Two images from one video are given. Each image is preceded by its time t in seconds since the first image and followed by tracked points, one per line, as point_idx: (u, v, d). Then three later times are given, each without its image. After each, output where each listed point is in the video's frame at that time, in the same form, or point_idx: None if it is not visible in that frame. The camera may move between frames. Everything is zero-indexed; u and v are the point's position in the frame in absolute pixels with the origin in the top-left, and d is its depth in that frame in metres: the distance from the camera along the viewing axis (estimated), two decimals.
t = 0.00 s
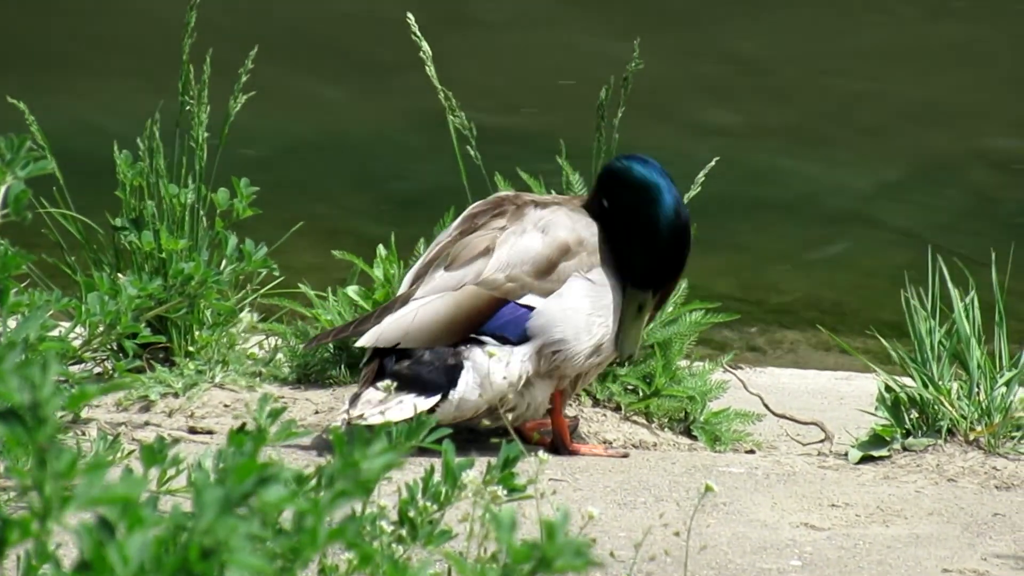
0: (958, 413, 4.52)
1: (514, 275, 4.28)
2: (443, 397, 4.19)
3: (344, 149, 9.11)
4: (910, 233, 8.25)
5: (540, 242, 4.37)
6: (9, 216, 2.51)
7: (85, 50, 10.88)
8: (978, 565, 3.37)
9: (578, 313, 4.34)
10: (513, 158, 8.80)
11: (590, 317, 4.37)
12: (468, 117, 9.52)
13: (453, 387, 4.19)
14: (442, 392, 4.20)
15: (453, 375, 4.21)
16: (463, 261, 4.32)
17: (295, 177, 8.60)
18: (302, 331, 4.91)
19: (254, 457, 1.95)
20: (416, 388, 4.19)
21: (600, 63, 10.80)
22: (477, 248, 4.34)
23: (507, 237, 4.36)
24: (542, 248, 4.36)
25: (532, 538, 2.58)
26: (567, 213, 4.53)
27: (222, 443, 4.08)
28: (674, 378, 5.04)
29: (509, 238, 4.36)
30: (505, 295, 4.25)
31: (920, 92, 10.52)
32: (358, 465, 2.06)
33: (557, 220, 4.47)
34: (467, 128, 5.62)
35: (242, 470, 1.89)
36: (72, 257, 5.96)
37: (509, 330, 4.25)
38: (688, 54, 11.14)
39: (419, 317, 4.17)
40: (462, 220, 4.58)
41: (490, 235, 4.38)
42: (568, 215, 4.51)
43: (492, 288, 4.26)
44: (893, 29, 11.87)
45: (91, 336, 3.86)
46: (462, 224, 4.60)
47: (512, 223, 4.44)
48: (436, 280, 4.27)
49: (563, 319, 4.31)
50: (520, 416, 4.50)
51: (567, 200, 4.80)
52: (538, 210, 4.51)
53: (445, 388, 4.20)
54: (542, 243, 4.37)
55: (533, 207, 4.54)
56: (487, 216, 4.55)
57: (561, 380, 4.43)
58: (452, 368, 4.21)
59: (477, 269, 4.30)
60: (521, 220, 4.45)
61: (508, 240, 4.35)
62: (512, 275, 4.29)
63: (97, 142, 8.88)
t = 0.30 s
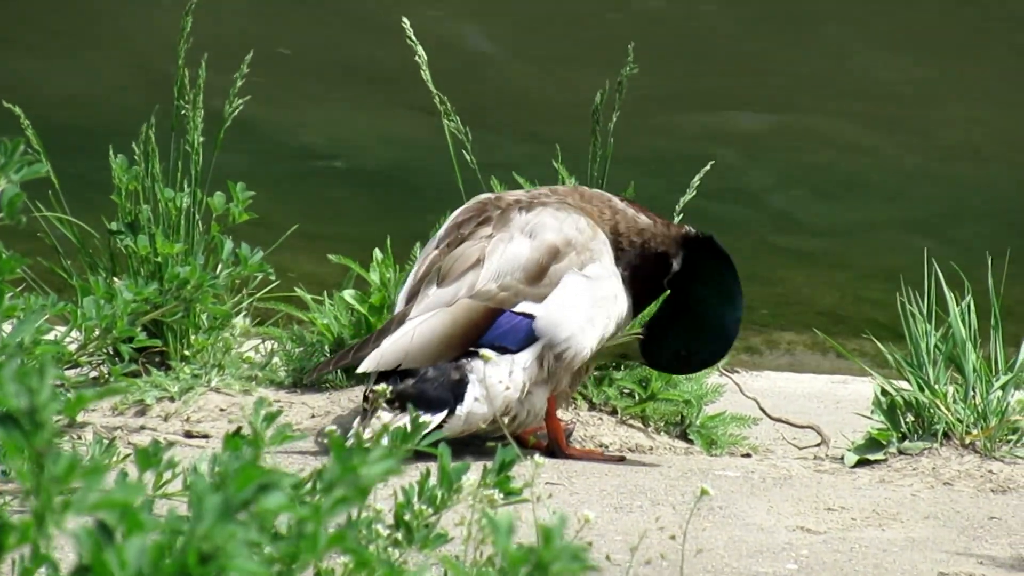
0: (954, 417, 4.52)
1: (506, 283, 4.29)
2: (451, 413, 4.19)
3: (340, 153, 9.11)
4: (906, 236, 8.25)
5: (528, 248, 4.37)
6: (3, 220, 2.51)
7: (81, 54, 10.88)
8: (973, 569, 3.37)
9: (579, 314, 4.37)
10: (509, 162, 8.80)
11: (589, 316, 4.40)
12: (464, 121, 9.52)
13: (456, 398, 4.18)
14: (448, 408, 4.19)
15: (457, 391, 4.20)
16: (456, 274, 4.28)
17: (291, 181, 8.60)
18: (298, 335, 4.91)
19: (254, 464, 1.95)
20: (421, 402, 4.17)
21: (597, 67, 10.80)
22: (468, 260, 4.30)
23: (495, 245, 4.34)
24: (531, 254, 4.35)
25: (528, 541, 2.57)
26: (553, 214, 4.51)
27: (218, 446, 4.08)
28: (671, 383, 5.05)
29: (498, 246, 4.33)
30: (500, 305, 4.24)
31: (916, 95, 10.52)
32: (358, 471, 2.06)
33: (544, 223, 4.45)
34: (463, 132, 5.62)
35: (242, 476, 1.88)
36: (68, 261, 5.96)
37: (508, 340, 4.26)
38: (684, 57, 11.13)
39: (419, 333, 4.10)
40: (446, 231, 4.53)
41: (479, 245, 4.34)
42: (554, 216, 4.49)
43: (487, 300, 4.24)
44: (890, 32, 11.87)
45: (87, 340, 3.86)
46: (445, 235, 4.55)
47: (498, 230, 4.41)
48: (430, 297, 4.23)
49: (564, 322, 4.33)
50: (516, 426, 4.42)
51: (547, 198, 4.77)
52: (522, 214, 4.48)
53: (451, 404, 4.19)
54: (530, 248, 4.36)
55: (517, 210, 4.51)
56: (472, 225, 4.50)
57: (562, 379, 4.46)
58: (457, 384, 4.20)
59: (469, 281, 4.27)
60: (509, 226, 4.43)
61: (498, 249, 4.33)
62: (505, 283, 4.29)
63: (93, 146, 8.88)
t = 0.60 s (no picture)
0: (948, 420, 4.53)
1: (504, 290, 4.29)
2: (456, 421, 4.17)
3: (335, 156, 9.10)
4: (900, 240, 8.25)
5: (523, 253, 4.36)
6: None
7: (75, 57, 10.87)
8: (967, 572, 3.37)
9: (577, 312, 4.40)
10: (503, 166, 8.81)
11: (586, 315, 4.44)
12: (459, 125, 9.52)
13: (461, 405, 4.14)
14: (453, 416, 4.17)
15: (462, 399, 4.19)
16: (454, 284, 4.25)
17: (286, 185, 8.60)
18: (293, 339, 4.93)
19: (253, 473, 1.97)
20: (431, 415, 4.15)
21: (592, 70, 10.81)
22: (465, 268, 4.28)
23: (491, 252, 4.32)
24: (526, 259, 4.35)
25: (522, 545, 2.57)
26: (544, 215, 4.51)
27: (213, 450, 4.08)
28: (665, 386, 5.06)
29: (493, 253, 4.32)
30: (499, 312, 4.25)
31: (911, 98, 10.52)
32: (356, 477, 2.06)
33: (536, 226, 4.45)
34: (458, 135, 5.62)
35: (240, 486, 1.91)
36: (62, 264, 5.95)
37: (509, 345, 4.26)
38: (679, 61, 11.14)
39: (421, 348, 4.08)
40: (438, 236, 4.50)
41: (474, 251, 4.32)
42: (547, 218, 4.49)
43: (486, 308, 4.24)
44: (884, 35, 11.87)
45: (81, 344, 3.86)
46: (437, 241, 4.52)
47: (492, 235, 4.39)
48: (429, 308, 4.19)
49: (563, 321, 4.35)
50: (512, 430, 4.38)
51: (537, 198, 4.76)
52: (515, 218, 4.47)
53: (456, 412, 4.17)
54: (525, 253, 4.36)
55: (509, 214, 4.49)
56: (464, 230, 4.47)
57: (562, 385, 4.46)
58: (461, 392, 4.19)
59: (467, 291, 4.25)
60: (502, 231, 4.41)
61: (493, 256, 4.32)
62: (502, 290, 4.28)
63: (88, 149, 8.87)
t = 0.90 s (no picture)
0: (943, 417, 4.52)
1: (500, 290, 4.28)
2: (455, 424, 4.18)
3: (330, 154, 9.10)
4: (895, 238, 8.26)
5: (518, 252, 4.35)
6: None
7: (69, 54, 10.86)
8: (963, 569, 3.37)
9: (572, 313, 4.39)
10: (498, 164, 8.80)
11: (581, 315, 4.43)
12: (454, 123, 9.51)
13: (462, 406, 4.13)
14: (452, 419, 4.18)
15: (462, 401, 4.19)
16: (450, 285, 4.23)
17: (281, 182, 8.59)
18: (288, 336, 4.91)
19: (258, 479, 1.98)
20: (430, 416, 4.16)
21: (587, 68, 10.80)
22: (461, 270, 4.26)
23: (486, 252, 4.31)
24: (521, 258, 4.35)
25: (518, 543, 2.57)
26: (538, 213, 4.50)
27: (208, 448, 4.07)
28: (660, 384, 5.05)
29: (488, 253, 4.31)
30: (497, 312, 4.24)
31: (907, 96, 10.52)
32: (355, 477, 2.09)
33: (531, 224, 4.44)
34: (453, 133, 5.61)
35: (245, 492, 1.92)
36: (56, 263, 5.95)
37: (507, 346, 4.26)
38: (674, 58, 11.13)
39: (420, 351, 4.06)
40: (431, 238, 4.49)
41: (469, 252, 4.31)
42: (540, 216, 4.48)
43: (483, 308, 4.23)
44: (880, 34, 11.87)
45: (76, 342, 3.85)
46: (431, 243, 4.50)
47: (486, 235, 4.38)
48: (426, 310, 4.17)
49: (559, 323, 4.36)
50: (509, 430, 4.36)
51: (530, 196, 4.75)
52: (508, 217, 4.46)
53: (455, 415, 4.18)
54: (521, 252, 4.35)
55: (502, 212, 4.48)
56: (458, 231, 4.46)
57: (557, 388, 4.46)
58: (461, 394, 4.18)
59: (464, 292, 4.23)
60: (496, 230, 4.40)
61: (488, 256, 4.30)
62: (499, 290, 4.28)
63: (83, 147, 8.86)
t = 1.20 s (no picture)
0: (942, 415, 4.52)
1: (501, 288, 4.27)
2: (455, 422, 4.18)
3: (328, 152, 9.09)
4: (895, 235, 8.26)
5: (519, 250, 4.35)
6: None
7: (68, 51, 10.85)
8: (962, 567, 3.37)
9: (571, 312, 4.40)
10: (497, 161, 8.80)
11: (582, 315, 4.44)
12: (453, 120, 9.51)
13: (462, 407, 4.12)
14: (452, 416, 4.17)
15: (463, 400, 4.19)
16: (452, 283, 4.22)
17: (280, 180, 8.59)
18: (287, 334, 4.90)
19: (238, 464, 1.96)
20: (430, 412, 4.16)
21: (585, 65, 10.80)
22: (463, 267, 4.25)
23: (486, 250, 4.31)
24: (522, 256, 4.34)
25: (517, 540, 2.57)
26: (539, 211, 4.50)
27: (207, 446, 4.07)
28: (659, 381, 5.05)
29: (489, 251, 4.30)
30: (498, 310, 4.24)
31: (907, 93, 10.51)
32: (343, 469, 2.05)
33: (532, 222, 4.44)
34: (452, 130, 5.60)
35: (226, 476, 1.90)
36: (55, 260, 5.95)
37: (509, 344, 4.26)
38: (672, 55, 11.14)
39: (423, 347, 4.04)
40: (433, 236, 4.49)
41: (470, 250, 4.30)
42: (541, 214, 4.48)
43: (485, 306, 4.22)
44: (879, 31, 11.86)
45: (75, 339, 3.85)
46: (431, 241, 4.49)
47: (487, 233, 4.37)
48: (428, 308, 4.15)
49: (559, 322, 4.37)
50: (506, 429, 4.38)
51: (530, 193, 4.74)
52: (509, 214, 4.45)
53: (455, 412, 4.18)
54: (522, 250, 4.35)
55: (504, 210, 4.48)
56: (459, 228, 4.46)
57: (554, 383, 4.49)
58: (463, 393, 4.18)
59: (466, 290, 4.22)
60: (497, 227, 4.39)
61: (489, 254, 4.30)
62: (501, 288, 4.27)
63: (82, 144, 8.86)
